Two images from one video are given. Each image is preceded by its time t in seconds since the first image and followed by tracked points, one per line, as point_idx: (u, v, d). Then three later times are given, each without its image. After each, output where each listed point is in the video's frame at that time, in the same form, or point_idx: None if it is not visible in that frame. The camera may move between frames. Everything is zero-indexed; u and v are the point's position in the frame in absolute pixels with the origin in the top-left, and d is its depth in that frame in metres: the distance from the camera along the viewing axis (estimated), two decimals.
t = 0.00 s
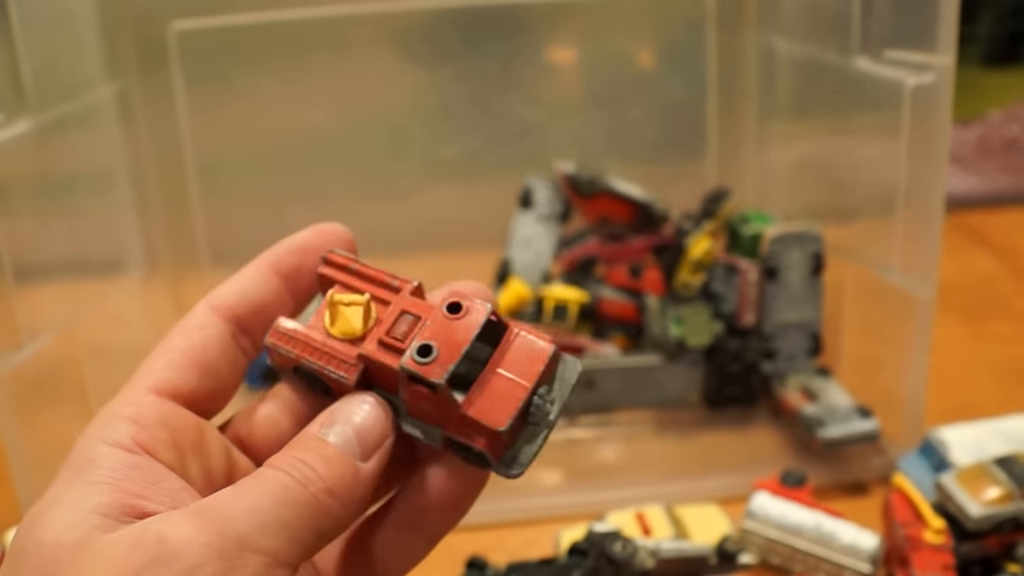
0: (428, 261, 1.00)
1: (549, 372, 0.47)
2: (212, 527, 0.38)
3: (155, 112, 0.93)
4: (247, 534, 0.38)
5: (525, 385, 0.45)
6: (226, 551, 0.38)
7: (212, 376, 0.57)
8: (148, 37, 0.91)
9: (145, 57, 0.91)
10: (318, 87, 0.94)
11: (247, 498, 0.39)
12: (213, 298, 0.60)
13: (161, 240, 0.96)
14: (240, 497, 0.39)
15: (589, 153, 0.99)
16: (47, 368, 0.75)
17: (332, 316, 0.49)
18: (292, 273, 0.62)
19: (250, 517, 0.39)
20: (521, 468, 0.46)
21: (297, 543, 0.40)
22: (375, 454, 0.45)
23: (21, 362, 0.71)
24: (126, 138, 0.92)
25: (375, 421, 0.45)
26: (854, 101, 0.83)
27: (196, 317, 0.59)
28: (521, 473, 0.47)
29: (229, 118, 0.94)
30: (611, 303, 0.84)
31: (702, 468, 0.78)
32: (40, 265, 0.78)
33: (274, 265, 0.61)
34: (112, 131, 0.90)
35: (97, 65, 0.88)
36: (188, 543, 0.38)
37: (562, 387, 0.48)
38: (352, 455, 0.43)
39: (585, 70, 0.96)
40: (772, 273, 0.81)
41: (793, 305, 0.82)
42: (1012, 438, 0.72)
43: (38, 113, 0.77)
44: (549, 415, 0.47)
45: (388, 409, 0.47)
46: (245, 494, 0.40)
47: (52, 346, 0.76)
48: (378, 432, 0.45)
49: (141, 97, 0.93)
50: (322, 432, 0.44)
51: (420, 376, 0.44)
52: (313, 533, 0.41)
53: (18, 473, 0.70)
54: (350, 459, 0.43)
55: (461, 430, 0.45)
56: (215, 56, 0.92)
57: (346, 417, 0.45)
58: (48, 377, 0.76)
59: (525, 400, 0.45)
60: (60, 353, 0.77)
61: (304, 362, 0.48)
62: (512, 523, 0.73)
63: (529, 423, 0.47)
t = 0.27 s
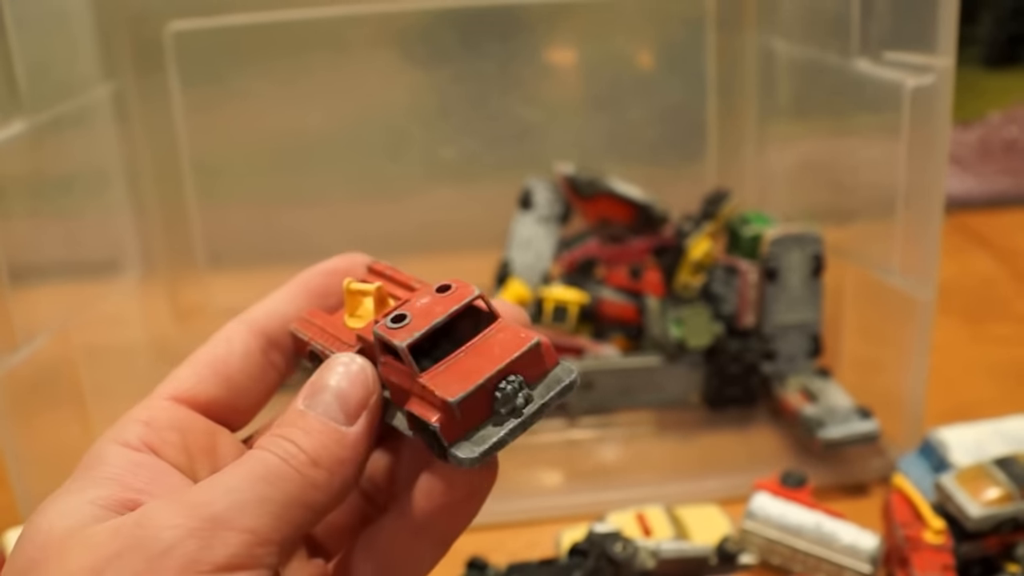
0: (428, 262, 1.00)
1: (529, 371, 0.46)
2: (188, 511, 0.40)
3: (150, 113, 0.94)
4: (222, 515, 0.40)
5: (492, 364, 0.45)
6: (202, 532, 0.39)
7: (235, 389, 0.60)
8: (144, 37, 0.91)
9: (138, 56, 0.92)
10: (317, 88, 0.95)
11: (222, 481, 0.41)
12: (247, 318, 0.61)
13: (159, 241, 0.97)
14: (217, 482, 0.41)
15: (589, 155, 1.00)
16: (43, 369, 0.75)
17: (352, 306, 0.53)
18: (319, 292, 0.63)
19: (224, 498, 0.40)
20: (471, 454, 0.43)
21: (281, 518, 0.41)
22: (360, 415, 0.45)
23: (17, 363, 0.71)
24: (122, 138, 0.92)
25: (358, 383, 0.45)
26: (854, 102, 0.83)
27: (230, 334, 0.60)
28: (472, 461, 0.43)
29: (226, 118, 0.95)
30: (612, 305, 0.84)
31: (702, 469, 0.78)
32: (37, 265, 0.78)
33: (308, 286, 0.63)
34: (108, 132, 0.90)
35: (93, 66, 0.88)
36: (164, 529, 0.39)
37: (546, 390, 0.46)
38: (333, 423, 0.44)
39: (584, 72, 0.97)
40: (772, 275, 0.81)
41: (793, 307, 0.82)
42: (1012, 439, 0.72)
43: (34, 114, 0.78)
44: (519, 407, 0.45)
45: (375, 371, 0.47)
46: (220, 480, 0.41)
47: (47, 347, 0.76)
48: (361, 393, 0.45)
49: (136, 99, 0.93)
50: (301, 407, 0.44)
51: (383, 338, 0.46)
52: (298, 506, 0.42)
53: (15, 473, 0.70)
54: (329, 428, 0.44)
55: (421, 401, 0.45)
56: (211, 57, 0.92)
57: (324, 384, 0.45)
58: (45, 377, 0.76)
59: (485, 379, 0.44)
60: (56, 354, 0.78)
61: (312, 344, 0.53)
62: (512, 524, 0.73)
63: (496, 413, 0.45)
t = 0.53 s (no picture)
0: (427, 263, 1.01)
1: (525, 395, 0.42)
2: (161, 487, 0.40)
3: (148, 112, 0.94)
4: (189, 488, 0.40)
5: (480, 385, 0.41)
6: (164, 506, 0.39)
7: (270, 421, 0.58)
8: (142, 36, 0.92)
9: (136, 55, 0.92)
10: (316, 88, 0.95)
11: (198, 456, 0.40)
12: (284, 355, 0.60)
13: (156, 240, 0.98)
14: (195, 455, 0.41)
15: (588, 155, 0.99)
16: (40, 370, 0.75)
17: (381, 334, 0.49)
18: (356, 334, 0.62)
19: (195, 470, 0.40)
20: (454, 479, 0.40)
21: (254, 486, 0.40)
22: (360, 367, 0.42)
23: (14, 363, 0.71)
24: (118, 136, 0.92)
25: (361, 336, 0.42)
26: (854, 103, 0.83)
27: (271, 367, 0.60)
28: (455, 485, 0.40)
29: (225, 117, 0.95)
30: (612, 305, 0.84)
31: (702, 469, 0.78)
32: (34, 265, 0.77)
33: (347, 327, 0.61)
34: (106, 132, 0.90)
35: (91, 66, 0.88)
36: (138, 506, 0.39)
37: (541, 414, 0.42)
38: (326, 374, 0.42)
39: (584, 72, 0.97)
40: (772, 275, 0.81)
41: (793, 307, 0.82)
42: (1012, 440, 0.72)
43: (32, 113, 0.78)
44: (509, 431, 0.41)
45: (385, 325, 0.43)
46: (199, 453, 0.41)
47: (45, 347, 0.76)
48: (361, 344, 0.42)
49: (134, 98, 0.93)
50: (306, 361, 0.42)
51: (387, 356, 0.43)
52: (276, 467, 0.41)
53: (12, 468, 0.70)
54: (320, 382, 0.41)
55: (412, 421, 0.41)
56: (208, 57, 0.92)
57: (329, 338, 0.42)
58: (42, 377, 0.76)
59: (470, 400, 0.40)
60: (54, 353, 0.78)
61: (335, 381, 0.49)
62: (512, 524, 0.73)
63: (485, 437, 0.41)
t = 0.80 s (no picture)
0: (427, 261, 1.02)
1: (475, 407, 0.41)
2: (124, 451, 0.41)
3: (149, 112, 0.94)
4: (151, 448, 0.41)
5: (428, 397, 0.41)
6: (126, 464, 0.41)
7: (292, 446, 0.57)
8: (142, 36, 0.92)
9: (136, 56, 0.92)
10: (316, 89, 0.95)
11: (161, 420, 0.42)
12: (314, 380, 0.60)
13: (157, 241, 0.97)
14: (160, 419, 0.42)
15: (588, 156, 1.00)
16: (40, 370, 0.75)
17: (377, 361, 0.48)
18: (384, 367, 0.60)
19: (159, 434, 0.41)
20: (405, 493, 0.40)
21: (215, 446, 0.42)
22: (339, 351, 0.44)
23: (12, 363, 0.71)
24: (120, 140, 0.91)
25: (352, 335, 0.45)
26: (854, 104, 0.83)
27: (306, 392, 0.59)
28: (406, 500, 0.40)
29: (225, 118, 0.95)
30: (611, 305, 0.85)
31: (702, 470, 0.78)
32: (35, 266, 0.77)
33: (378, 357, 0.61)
34: (105, 135, 0.89)
35: (93, 66, 0.88)
36: (104, 469, 0.41)
37: (493, 423, 0.40)
38: (300, 353, 0.44)
39: (584, 73, 0.97)
40: (772, 275, 0.81)
41: (793, 307, 0.82)
42: (1011, 441, 0.72)
43: (33, 113, 0.78)
44: (460, 444, 0.40)
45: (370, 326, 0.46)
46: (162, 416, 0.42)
47: (45, 348, 0.76)
48: (345, 337, 0.45)
49: (133, 97, 0.93)
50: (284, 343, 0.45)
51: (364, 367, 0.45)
52: (240, 429, 0.42)
53: (12, 470, 0.70)
54: (298, 360, 0.44)
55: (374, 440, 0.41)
56: (208, 56, 0.92)
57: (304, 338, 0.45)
58: (41, 377, 0.76)
59: (417, 410, 0.40)
60: (54, 353, 0.78)
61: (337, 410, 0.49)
62: (511, 525, 0.73)
63: (437, 449, 0.40)
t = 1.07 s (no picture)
0: (426, 263, 1.01)
1: (458, 442, 0.39)
2: (133, 463, 0.37)
3: (148, 111, 0.94)
4: (163, 467, 0.37)
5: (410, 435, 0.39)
6: (138, 478, 0.37)
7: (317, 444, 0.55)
8: (142, 35, 0.92)
9: (136, 55, 0.92)
10: (317, 88, 0.95)
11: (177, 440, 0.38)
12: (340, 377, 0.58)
13: (156, 240, 0.98)
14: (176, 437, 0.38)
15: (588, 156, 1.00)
16: (40, 368, 0.75)
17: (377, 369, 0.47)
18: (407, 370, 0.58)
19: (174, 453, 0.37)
20: (400, 529, 0.40)
21: (227, 478, 0.38)
22: (380, 419, 0.39)
23: (12, 363, 0.71)
24: (117, 136, 0.92)
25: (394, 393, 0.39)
26: (855, 105, 0.83)
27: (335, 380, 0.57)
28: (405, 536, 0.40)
29: (225, 117, 0.95)
30: (611, 305, 0.86)
31: (702, 470, 0.78)
32: (34, 265, 0.77)
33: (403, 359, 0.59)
34: (106, 132, 0.91)
35: (91, 66, 0.88)
36: (109, 478, 0.37)
37: (476, 457, 0.39)
38: (343, 405, 0.39)
39: (584, 73, 0.96)
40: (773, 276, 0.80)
41: (793, 307, 0.82)
42: (1012, 442, 0.72)
43: (33, 112, 0.78)
44: (447, 483, 0.39)
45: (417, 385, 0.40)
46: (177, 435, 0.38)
47: (44, 346, 0.76)
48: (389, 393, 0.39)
49: (134, 97, 0.93)
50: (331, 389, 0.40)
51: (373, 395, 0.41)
52: (254, 463, 0.38)
53: (12, 469, 0.70)
54: (331, 408, 0.39)
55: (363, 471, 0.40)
56: (208, 56, 0.92)
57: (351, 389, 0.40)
58: (41, 376, 0.76)
59: (400, 452, 0.39)
60: (54, 352, 0.78)
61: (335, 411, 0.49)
62: (511, 525, 0.73)
63: (422, 486, 0.39)
